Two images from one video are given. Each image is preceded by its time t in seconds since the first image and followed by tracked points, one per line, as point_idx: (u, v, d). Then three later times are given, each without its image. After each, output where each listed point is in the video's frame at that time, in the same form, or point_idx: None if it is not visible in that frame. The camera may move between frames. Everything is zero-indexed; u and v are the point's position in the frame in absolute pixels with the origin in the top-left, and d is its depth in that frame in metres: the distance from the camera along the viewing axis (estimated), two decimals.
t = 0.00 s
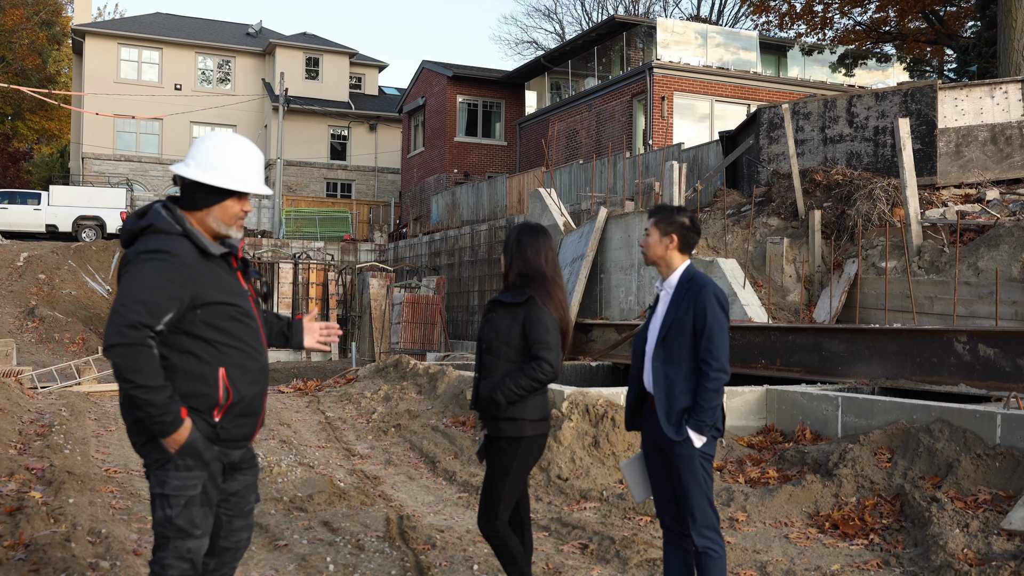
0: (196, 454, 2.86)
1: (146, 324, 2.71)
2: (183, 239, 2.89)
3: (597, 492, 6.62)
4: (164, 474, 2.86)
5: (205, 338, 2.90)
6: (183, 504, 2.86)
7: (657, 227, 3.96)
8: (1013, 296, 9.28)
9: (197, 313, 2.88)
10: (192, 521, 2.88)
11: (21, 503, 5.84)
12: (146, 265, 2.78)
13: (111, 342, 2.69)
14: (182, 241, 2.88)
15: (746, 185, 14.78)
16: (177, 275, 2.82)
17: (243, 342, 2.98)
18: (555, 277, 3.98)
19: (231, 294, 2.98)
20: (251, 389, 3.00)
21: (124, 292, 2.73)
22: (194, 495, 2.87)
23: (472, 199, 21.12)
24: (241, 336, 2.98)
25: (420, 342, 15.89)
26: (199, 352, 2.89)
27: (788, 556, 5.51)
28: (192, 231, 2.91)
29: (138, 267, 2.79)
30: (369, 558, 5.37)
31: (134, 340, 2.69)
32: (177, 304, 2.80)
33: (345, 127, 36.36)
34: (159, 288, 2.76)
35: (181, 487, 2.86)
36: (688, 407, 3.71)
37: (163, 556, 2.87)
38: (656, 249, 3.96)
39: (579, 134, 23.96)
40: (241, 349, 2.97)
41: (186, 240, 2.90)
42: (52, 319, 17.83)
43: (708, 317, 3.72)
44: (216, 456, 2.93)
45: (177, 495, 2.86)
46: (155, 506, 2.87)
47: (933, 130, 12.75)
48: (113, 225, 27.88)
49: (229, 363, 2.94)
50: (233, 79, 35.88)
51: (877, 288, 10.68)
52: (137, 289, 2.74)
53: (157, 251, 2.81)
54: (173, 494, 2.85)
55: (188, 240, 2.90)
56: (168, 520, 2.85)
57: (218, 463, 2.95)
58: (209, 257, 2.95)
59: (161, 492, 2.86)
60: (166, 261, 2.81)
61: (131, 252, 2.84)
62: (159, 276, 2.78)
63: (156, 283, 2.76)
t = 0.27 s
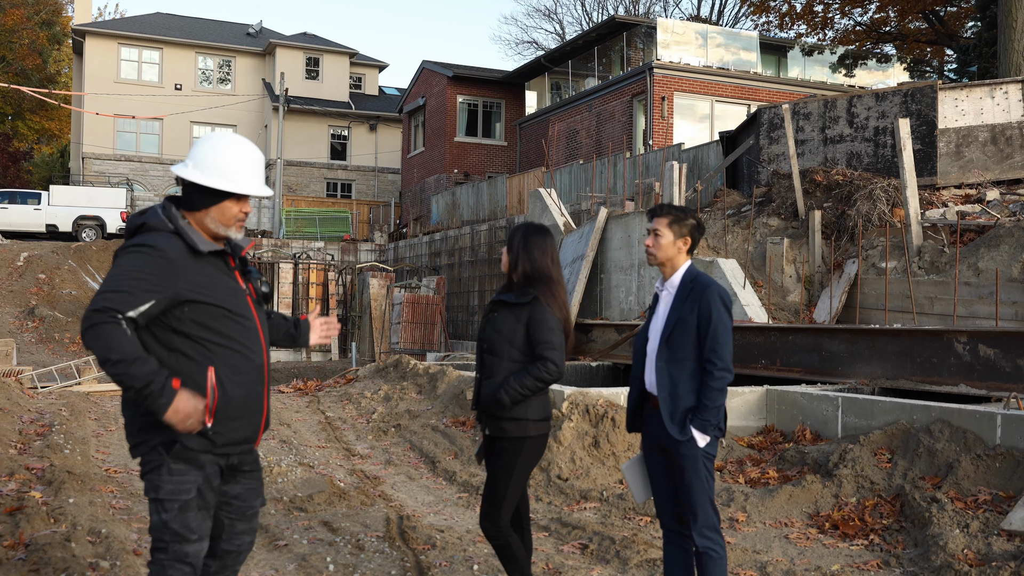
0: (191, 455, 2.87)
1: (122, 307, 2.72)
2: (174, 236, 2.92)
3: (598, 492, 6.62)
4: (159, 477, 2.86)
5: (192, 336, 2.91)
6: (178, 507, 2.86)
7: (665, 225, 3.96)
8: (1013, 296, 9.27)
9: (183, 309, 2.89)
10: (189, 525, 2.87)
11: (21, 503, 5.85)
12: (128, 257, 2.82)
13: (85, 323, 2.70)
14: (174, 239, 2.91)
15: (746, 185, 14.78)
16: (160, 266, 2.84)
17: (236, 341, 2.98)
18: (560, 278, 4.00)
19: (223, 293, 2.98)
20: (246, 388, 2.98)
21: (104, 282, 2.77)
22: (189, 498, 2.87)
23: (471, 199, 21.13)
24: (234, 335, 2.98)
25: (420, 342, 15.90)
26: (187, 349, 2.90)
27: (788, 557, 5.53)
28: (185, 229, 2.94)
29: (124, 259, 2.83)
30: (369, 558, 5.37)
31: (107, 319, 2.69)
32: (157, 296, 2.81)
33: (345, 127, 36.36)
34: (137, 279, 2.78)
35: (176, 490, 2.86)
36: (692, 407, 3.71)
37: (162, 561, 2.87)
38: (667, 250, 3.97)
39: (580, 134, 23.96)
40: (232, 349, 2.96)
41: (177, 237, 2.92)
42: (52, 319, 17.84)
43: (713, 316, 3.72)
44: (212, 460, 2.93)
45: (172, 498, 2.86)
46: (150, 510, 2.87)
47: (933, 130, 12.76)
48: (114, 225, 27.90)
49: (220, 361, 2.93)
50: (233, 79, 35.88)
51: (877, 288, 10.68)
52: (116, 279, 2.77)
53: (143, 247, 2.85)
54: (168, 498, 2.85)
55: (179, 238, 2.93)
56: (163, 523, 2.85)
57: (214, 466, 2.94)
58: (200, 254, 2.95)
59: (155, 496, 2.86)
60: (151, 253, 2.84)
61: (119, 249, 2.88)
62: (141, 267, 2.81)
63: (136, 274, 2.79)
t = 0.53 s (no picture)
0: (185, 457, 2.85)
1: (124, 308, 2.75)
2: (174, 236, 2.93)
3: (598, 492, 6.63)
4: (155, 478, 2.85)
5: (192, 336, 2.91)
6: (173, 508, 2.84)
7: (671, 229, 3.95)
8: (1013, 296, 9.27)
9: (182, 308, 2.90)
10: (186, 526, 2.86)
11: (21, 503, 5.85)
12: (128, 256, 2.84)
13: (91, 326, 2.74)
14: (176, 239, 2.92)
15: (746, 185, 14.78)
16: (160, 265, 2.85)
17: (235, 343, 2.97)
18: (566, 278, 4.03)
19: (224, 294, 2.98)
20: (245, 388, 2.97)
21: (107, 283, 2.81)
22: (185, 499, 2.86)
23: (471, 199, 21.14)
24: (234, 337, 2.97)
25: (420, 342, 15.90)
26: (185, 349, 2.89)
27: (788, 557, 5.54)
28: (186, 228, 2.95)
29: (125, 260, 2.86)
30: (369, 558, 5.38)
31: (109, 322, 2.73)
32: (157, 297, 2.82)
33: (345, 127, 36.35)
34: (134, 279, 2.80)
35: (171, 492, 2.84)
36: (699, 407, 3.72)
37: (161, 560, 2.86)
38: (674, 252, 3.95)
39: (579, 135, 23.97)
40: (231, 349, 2.95)
41: (177, 237, 2.94)
42: (52, 319, 17.85)
43: (721, 317, 3.74)
44: (210, 461, 2.91)
45: (168, 499, 2.84)
46: (147, 510, 2.86)
47: (934, 130, 12.77)
48: (114, 225, 27.90)
49: (217, 363, 2.93)
50: (233, 79, 35.88)
51: (877, 288, 10.68)
52: (117, 279, 2.80)
53: (145, 247, 2.87)
54: (164, 498, 2.83)
55: (179, 237, 2.94)
56: (160, 524, 2.83)
57: (213, 469, 2.93)
58: (199, 253, 2.95)
59: (151, 497, 2.84)
60: (152, 252, 2.86)
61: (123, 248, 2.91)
62: (140, 266, 2.83)
63: (134, 273, 2.81)
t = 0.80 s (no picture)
0: (180, 455, 2.86)
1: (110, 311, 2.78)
2: (174, 237, 2.96)
3: (597, 492, 6.63)
4: (153, 476, 2.87)
5: (188, 336, 2.91)
6: (171, 506, 2.85)
7: (674, 230, 3.94)
8: (1013, 297, 9.27)
9: (179, 308, 2.90)
10: (183, 524, 2.86)
11: (21, 503, 5.86)
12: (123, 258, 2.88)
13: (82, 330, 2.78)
14: (174, 240, 2.94)
15: (746, 185, 14.78)
16: (155, 266, 2.87)
17: (233, 343, 2.96)
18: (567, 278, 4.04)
19: (223, 295, 2.98)
20: (241, 388, 2.95)
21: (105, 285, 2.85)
22: (182, 497, 2.86)
23: (471, 199, 21.14)
24: (232, 337, 2.96)
25: (420, 342, 15.90)
26: (182, 349, 2.89)
27: (788, 557, 5.54)
28: (185, 229, 2.96)
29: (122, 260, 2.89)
30: (369, 558, 5.38)
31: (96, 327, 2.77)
32: (152, 297, 2.84)
33: (345, 127, 36.34)
34: (127, 280, 2.83)
35: (167, 490, 2.85)
36: (707, 407, 3.73)
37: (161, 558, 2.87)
38: (678, 254, 3.94)
39: (579, 135, 23.97)
40: (228, 349, 2.94)
41: (177, 238, 2.96)
42: (53, 319, 17.84)
43: (728, 318, 3.75)
44: (207, 461, 2.90)
45: (165, 497, 2.84)
46: (145, 509, 2.87)
47: (933, 130, 12.77)
48: (114, 225, 27.91)
49: (213, 362, 2.92)
50: (233, 79, 35.87)
51: (877, 288, 10.67)
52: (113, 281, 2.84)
53: (142, 248, 2.89)
54: (161, 497, 2.84)
55: (179, 238, 2.96)
56: (157, 522, 2.84)
57: (211, 469, 2.92)
58: (195, 254, 2.95)
59: (149, 495, 2.86)
60: (148, 254, 2.89)
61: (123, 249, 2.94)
62: (134, 267, 2.85)
63: (128, 274, 2.84)
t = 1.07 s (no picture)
0: (171, 449, 2.89)
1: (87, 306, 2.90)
2: (171, 236, 3.01)
3: (597, 492, 6.63)
4: (149, 471, 2.91)
5: (179, 332, 2.93)
6: (166, 501, 2.87)
7: (676, 230, 3.93)
8: (1014, 296, 9.26)
9: (169, 305, 2.94)
10: (176, 519, 2.87)
11: (21, 503, 5.86)
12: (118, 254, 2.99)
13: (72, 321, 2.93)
14: (169, 237, 2.99)
15: (746, 185, 14.79)
16: (145, 261, 2.94)
17: (225, 341, 2.96)
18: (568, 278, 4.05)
19: (214, 291, 2.99)
20: (230, 384, 2.94)
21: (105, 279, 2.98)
22: (175, 492, 2.88)
23: (472, 199, 21.14)
24: (225, 335, 2.96)
25: (420, 342, 15.90)
26: (174, 346, 2.93)
27: (788, 556, 5.55)
28: (182, 227, 3.00)
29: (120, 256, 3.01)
30: (369, 558, 5.38)
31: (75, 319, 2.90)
32: (139, 292, 2.91)
33: (345, 127, 36.35)
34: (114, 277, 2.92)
35: (163, 485, 2.88)
36: (711, 406, 3.75)
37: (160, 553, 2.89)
38: (680, 254, 3.94)
39: (580, 135, 23.96)
40: (219, 347, 2.94)
41: (172, 237, 3.01)
42: (53, 319, 17.84)
43: (731, 316, 3.77)
44: (200, 457, 2.91)
45: (159, 492, 2.88)
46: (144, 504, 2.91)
47: (934, 130, 12.77)
48: (114, 225, 27.91)
49: (202, 358, 2.93)
50: (233, 79, 35.86)
51: (877, 288, 10.67)
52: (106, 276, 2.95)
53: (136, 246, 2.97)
54: (156, 491, 2.88)
55: (174, 237, 3.00)
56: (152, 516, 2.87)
57: (205, 466, 2.92)
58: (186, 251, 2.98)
59: (147, 490, 2.90)
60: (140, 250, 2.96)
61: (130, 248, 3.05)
62: (125, 262, 2.95)
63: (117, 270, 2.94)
